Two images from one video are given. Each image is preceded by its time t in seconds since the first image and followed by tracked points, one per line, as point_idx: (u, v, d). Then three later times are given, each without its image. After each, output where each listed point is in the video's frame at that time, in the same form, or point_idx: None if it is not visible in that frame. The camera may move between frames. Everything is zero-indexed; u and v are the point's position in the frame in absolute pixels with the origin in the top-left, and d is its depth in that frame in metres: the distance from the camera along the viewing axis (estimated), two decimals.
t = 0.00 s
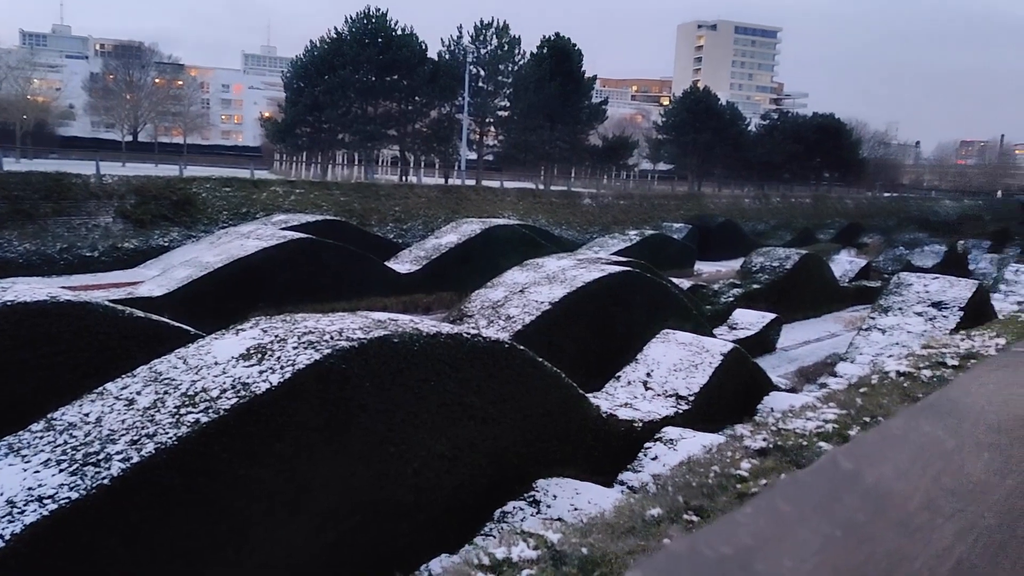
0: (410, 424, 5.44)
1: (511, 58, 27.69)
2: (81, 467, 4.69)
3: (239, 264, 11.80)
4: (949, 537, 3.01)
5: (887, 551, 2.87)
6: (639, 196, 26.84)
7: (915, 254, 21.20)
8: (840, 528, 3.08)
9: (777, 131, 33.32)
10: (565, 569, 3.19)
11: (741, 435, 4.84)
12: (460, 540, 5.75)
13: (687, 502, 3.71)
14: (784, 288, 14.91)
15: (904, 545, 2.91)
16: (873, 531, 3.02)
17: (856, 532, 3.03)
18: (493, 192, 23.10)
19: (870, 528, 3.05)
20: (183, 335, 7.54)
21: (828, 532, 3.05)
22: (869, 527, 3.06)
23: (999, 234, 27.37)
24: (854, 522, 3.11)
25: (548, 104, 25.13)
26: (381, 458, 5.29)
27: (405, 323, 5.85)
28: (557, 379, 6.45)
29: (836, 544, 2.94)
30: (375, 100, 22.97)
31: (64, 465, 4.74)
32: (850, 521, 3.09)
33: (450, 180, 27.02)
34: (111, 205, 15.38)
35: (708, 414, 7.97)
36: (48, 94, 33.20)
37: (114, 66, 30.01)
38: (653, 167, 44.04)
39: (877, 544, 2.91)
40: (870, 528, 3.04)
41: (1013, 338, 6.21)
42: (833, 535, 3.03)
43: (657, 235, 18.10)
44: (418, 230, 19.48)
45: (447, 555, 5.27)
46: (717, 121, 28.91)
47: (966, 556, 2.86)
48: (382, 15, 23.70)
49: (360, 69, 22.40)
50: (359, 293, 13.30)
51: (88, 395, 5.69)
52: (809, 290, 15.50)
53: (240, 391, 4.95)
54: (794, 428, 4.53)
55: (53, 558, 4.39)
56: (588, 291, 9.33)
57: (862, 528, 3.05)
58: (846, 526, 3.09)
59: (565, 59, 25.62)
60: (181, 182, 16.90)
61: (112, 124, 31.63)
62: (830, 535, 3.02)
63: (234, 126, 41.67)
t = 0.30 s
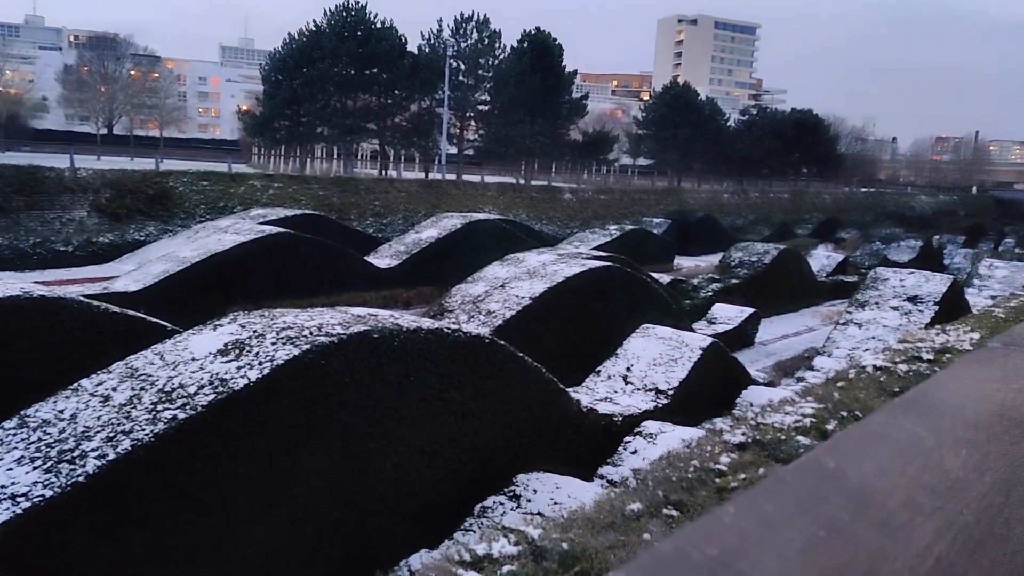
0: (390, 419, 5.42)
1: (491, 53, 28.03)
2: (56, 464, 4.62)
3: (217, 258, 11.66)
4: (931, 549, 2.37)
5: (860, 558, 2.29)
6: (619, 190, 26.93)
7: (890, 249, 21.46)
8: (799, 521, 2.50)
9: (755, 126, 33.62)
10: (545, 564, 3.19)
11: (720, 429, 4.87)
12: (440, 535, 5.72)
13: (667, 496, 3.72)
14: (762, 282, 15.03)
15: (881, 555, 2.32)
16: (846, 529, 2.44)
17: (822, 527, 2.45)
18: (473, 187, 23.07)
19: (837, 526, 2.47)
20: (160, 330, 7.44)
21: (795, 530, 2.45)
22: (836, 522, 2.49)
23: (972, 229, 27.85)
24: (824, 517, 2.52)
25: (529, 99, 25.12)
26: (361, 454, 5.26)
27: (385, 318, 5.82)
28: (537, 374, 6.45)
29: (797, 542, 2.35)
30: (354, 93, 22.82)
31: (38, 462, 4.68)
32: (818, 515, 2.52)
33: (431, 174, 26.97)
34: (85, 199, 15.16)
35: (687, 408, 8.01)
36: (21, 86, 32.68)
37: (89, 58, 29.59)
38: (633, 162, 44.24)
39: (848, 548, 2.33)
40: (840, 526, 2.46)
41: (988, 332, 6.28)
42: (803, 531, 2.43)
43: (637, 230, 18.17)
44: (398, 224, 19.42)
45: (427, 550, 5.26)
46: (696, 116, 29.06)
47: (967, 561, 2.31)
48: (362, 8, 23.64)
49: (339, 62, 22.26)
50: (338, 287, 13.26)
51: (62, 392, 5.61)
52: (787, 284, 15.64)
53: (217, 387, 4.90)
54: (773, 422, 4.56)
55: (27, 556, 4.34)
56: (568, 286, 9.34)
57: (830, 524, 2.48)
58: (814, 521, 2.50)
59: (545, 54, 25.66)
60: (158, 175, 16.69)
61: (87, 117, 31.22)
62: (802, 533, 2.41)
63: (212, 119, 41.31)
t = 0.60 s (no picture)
0: (368, 421, 5.36)
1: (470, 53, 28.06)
2: (28, 467, 4.53)
3: (193, 259, 11.51)
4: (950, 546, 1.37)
5: (849, 553, 1.32)
6: (598, 191, 27.03)
7: (865, 251, 21.73)
8: (753, 492, 1.54)
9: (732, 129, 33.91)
10: (524, 566, 3.17)
11: (698, 431, 4.88)
12: (418, 536, 5.67)
13: (645, 498, 3.72)
14: (739, 284, 15.15)
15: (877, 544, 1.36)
16: (824, 507, 1.47)
17: (788, 501, 1.49)
18: (452, 187, 23.01)
19: (814, 505, 1.49)
20: (135, 331, 7.32)
21: (739, 501, 1.51)
22: (808, 494, 1.53)
23: (944, 232, 28.29)
24: (788, 486, 1.56)
25: (507, 100, 25.16)
26: (339, 456, 5.20)
27: (363, 319, 5.77)
28: (516, 375, 6.42)
29: (751, 530, 1.39)
30: (333, 93, 22.66)
31: (8, 465, 4.57)
32: (782, 484, 1.56)
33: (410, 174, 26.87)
34: (58, 197, 14.90)
35: (665, 408, 8.04)
36: None
37: (63, 54, 29.15)
38: (612, 163, 44.44)
39: (825, 536, 1.37)
40: (815, 504, 1.49)
41: (961, 333, 6.35)
42: (752, 505, 1.48)
43: (615, 231, 18.23)
44: (376, 224, 19.31)
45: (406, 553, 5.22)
46: (674, 118, 29.24)
47: (1020, 569, 1.35)
48: (340, 7, 23.56)
49: (317, 61, 22.12)
50: (315, 287, 13.17)
51: (33, 394, 5.49)
52: (763, 286, 15.76)
53: (193, 388, 4.83)
54: (751, 423, 4.57)
55: None
56: (547, 287, 9.34)
57: (801, 499, 1.51)
58: (772, 489, 1.55)
59: (524, 55, 25.74)
60: (133, 174, 16.44)
61: (60, 114, 30.74)
62: (754, 512, 1.45)
63: (188, 118, 40.90)
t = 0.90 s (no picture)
0: (359, 429, 5.34)
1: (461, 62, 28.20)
2: (16, 477, 4.48)
3: (182, 267, 11.46)
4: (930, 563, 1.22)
5: (840, 563, 1.18)
6: (589, 200, 27.12)
7: (855, 259, 21.86)
8: (740, 498, 1.40)
9: (723, 137, 34.11)
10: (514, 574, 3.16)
11: (690, 438, 4.87)
12: (410, 545, 5.64)
13: (636, 505, 3.72)
14: (731, 292, 15.19)
15: (863, 557, 1.22)
16: (813, 515, 1.34)
17: (776, 509, 1.35)
18: (443, 195, 23.05)
19: (803, 513, 1.35)
20: (125, 340, 7.30)
21: (726, 507, 1.37)
22: (796, 501, 1.39)
23: (933, 239, 28.47)
24: (777, 491, 1.42)
25: (498, 108, 25.27)
26: (330, 465, 5.18)
27: (353, 328, 5.77)
28: (508, 382, 6.40)
29: (739, 538, 1.26)
30: (324, 102, 22.71)
31: None
32: (771, 491, 1.42)
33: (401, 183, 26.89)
34: (47, 206, 14.83)
35: (657, 416, 8.04)
36: None
37: (52, 63, 29.10)
38: (603, 171, 44.65)
39: (813, 546, 1.24)
40: (803, 511, 1.35)
41: (951, 339, 6.38)
42: (740, 512, 1.34)
43: (607, 239, 18.27)
44: (367, 233, 19.31)
45: (398, 562, 5.19)
46: (665, 127, 29.39)
47: None
48: (331, 16, 23.66)
49: (308, 70, 22.18)
50: (306, 295, 13.13)
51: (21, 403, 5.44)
52: (754, 293, 15.82)
53: (183, 397, 4.81)
54: (741, 430, 4.58)
55: None
56: (539, 295, 9.35)
57: (789, 507, 1.37)
58: (760, 496, 1.41)
59: (514, 63, 25.87)
60: (123, 183, 16.39)
61: (50, 123, 30.65)
62: (742, 520, 1.32)
63: (178, 126, 40.87)
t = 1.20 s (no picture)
0: (347, 426, 5.33)
1: (448, 57, 28.14)
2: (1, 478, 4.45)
3: (168, 265, 11.39)
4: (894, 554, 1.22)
5: (818, 555, 1.19)
6: (576, 194, 27.12)
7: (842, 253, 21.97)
8: (724, 491, 1.41)
9: (710, 131, 34.20)
10: (502, 570, 3.17)
11: (677, 431, 4.88)
12: (399, 541, 5.64)
13: (622, 499, 3.73)
14: (718, 286, 15.24)
15: (840, 549, 1.22)
16: (794, 507, 1.33)
17: (758, 502, 1.36)
18: (431, 191, 22.98)
19: (784, 506, 1.35)
20: (110, 338, 7.24)
21: (709, 500, 1.38)
22: (778, 494, 1.39)
23: (918, 231, 28.68)
24: (760, 485, 1.42)
25: (485, 103, 25.22)
26: (317, 461, 5.17)
27: (341, 324, 5.74)
28: (496, 378, 6.39)
29: (720, 531, 1.26)
30: (309, 97, 22.61)
31: None
32: (754, 484, 1.42)
33: (389, 178, 26.80)
34: (30, 204, 14.68)
35: (645, 410, 8.06)
36: None
37: (33, 59, 28.80)
38: (590, 166, 44.64)
39: (792, 537, 1.25)
40: (784, 504, 1.35)
41: (935, 332, 6.43)
42: (724, 506, 1.35)
43: (595, 234, 18.27)
44: (355, 229, 19.22)
45: (386, 559, 5.19)
46: (652, 121, 29.42)
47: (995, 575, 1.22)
48: (317, 11, 23.62)
49: (293, 65, 22.06)
50: (293, 291, 13.07)
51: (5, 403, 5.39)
52: (742, 287, 15.88)
53: (169, 395, 4.78)
54: (728, 423, 4.60)
55: None
56: (527, 290, 9.34)
57: (770, 500, 1.37)
58: (744, 489, 1.41)
59: (501, 58, 25.82)
60: (106, 180, 16.25)
61: (31, 120, 30.33)
62: (725, 515, 1.32)
63: (162, 122, 40.55)
